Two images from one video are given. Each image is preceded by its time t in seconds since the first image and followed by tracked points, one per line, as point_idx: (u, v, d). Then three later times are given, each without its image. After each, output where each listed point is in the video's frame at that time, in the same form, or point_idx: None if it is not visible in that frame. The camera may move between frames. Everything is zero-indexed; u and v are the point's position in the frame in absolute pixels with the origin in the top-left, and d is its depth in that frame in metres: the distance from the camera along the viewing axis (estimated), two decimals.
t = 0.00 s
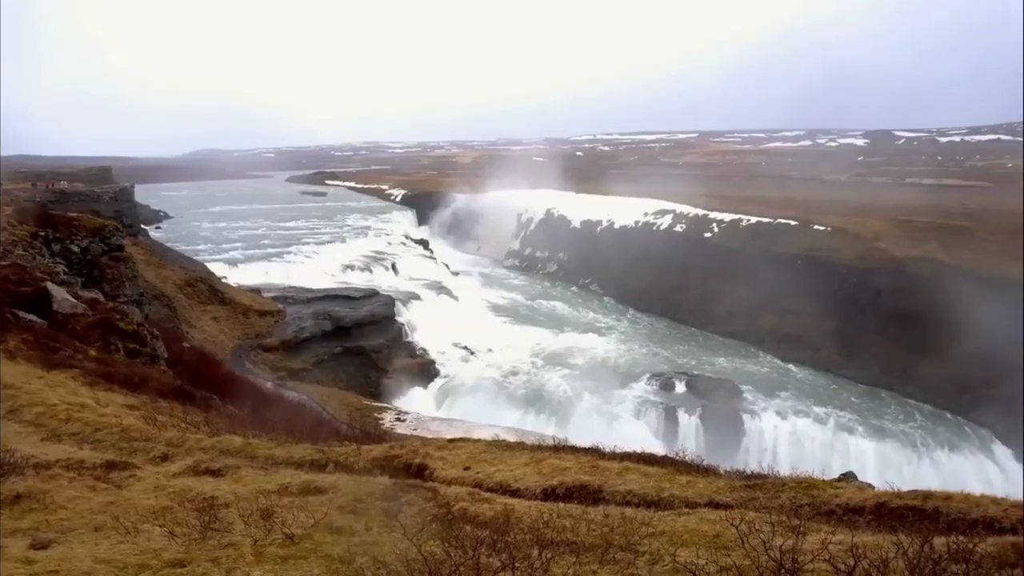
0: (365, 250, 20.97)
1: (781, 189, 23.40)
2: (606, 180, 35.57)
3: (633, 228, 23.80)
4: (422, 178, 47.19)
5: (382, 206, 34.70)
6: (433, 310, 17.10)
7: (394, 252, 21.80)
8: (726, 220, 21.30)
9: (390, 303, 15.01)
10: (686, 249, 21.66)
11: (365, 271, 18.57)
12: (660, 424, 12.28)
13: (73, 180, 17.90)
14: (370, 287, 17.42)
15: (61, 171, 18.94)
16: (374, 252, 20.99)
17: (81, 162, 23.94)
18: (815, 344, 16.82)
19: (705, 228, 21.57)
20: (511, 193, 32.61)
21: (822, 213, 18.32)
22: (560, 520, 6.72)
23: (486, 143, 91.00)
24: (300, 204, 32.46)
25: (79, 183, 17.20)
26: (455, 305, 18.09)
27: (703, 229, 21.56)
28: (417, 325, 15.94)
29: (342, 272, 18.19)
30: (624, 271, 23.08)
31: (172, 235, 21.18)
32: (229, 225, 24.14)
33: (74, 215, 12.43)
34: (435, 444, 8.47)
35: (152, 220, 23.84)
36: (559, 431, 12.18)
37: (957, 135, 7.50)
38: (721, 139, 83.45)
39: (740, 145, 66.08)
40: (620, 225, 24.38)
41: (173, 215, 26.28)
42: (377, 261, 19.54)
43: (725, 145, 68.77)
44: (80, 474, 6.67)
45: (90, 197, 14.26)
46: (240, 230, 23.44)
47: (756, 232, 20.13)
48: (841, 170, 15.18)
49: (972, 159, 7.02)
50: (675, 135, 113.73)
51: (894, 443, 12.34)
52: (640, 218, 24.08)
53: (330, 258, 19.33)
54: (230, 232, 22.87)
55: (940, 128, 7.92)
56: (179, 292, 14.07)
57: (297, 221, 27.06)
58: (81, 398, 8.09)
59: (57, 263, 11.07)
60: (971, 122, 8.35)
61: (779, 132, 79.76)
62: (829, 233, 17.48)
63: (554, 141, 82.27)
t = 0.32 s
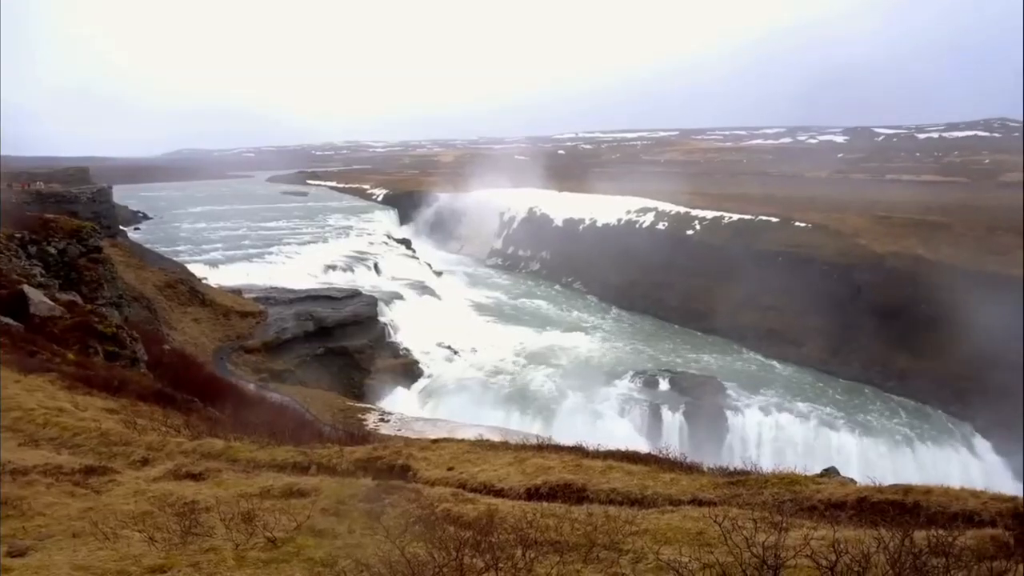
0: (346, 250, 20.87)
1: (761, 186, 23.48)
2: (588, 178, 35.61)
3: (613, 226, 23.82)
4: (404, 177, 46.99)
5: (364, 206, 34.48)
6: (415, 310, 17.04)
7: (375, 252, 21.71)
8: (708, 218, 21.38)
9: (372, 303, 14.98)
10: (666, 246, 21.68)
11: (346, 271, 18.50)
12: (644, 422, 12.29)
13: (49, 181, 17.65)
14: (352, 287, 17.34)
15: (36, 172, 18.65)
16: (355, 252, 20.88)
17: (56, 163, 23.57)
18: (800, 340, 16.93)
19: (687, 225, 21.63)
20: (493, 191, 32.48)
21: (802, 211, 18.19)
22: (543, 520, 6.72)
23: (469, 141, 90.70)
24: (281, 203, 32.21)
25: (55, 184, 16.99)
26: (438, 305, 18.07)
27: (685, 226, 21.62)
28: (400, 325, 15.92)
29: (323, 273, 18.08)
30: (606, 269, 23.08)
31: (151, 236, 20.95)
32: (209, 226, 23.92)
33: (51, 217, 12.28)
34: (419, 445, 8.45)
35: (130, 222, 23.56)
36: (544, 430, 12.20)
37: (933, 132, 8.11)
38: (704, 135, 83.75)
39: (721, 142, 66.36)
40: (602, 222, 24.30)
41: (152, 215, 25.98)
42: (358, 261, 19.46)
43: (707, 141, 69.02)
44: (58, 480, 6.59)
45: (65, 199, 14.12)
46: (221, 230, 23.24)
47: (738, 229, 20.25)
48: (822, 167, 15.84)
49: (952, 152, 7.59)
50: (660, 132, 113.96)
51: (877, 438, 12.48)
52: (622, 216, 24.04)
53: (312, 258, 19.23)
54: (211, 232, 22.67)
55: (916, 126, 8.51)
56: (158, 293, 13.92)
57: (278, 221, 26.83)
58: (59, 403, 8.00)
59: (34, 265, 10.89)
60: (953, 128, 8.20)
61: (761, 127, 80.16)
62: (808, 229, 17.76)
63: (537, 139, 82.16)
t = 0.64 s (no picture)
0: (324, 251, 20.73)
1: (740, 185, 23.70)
2: (568, 177, 35.66)
3: (590, 225, 23.86)
4: (383, 176, 46.68)
5: (342, 206, 34.19)
6: (393, 310, 16.95)
7: (354, 252, 21.58)
8: (686, 217, 21.57)
9: (350, 304, 14.89)
10: (642, 246, 21.74)
11: (325, 271, 18.39)
12: (625, 420, 12.33)
13: (18, 181, 17.30)
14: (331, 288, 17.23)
15: (5, 171, 18.25)
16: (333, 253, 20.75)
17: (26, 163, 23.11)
18: (779, 338, 17.06)
19: (666, 224, 21.76)
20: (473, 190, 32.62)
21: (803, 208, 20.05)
22: (523, 519, 6.71)
23: (450, 140, 90.69)
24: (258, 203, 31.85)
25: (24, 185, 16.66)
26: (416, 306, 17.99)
27: (664, 225, 21.74)
28: (379, 325, 15.82)
29: (300, 273, 17.99)
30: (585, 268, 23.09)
31: (124, 237, 20.61)
32: (184, 227, 23.59)
33: (19, 219, 12.04)
34: (397, 446, 8.40)
35: (102, 223, 23.13)
36: (525, 430, 12.19)
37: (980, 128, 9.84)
38: (683, 134, 84.23)
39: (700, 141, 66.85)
40: (581, 222, 24.27)
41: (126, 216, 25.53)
42: (337, 261, 19.35)
43: (686, 141, 69.38)
44: (27, 486, 6.45)
45: (35, 200, 13.85)
46: (196, 231, 22.93)
47: (717, 228, 20.41)
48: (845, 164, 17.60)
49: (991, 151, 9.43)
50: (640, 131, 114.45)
51: (853, 433, 12.66)
52: (601, 215, 24.08)
53: (289, 258, 19.07)
54: (186, 233, 22.36)
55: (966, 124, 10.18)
56: (132, 295, 13.71)
57: (255, 221, 26.57)
58: (29, 408, 7.84)
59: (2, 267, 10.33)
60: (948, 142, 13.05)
61: (738, 127, 80.88)
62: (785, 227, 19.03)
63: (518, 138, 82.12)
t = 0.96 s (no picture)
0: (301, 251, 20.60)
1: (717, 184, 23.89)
2: (548, 176, 35.69)
3: (569, 224, 23.88)
4: (361, 176, 46.32)
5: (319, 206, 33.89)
6: (371, 311, 16.87)
7: (331, 252, 21.47)
8: (664, 215, 21.72)
9: (328, 305, 14.81)
10: (622, 245, 21.81)
11: (302, 271, 18.27)
12: (604, 419, 12.36)
13: None
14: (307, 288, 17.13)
15: None
16: (311, 253, 20.59)
17: None
18: (758, 335, 17.22)
19: (643, 223, 21.87)
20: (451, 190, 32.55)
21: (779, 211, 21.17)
22: (501, 519, 6.71)
23: (431, 141, 90.08)
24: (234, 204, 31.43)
25: None
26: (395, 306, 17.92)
27: (642, 224, 21.85)
28: (357, 326, 15.72)
29: (277, 274, 17.81)
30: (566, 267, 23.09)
31: (96, 238, 20.24)
32: (158, 228, 23.21)
33: None
34: (375, 448, 8.35)
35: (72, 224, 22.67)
36: (504, 430, 12.20)
37: None
38: (663, 134, 84.44)
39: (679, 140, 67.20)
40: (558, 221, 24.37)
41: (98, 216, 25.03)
42: (314, 261, 19.24)
43: (662, 140, 69.74)
44: None
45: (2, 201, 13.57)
46: (170, 232, 22.58)
47: (694, 227, 20.55)
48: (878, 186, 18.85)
49: None
50: (622, 130, 114.70)
51: (829, 428, 12.80)
52: (578, 215, 24.14)
53: (265, 258, 19.00)
54: (159, 234, 22.02)
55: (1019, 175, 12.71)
56: (103, 298, 13.48)
57: (231, 222, 26.20)
58: None
59: None
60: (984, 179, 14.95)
61: (716, 126, 81.32)
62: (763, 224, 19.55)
63: (498, 138, 81.75)
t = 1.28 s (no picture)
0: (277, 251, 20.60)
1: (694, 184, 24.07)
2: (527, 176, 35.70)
3: (549, 223, 23.91)
4: (337, 175, 45.91)
5: (295, 206, 33.53)
6: (348, 311, 16.77)
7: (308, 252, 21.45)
8: (642, 214, 21.81)
9: (304, 305, 14.71)
10: (602, 243, 21.88)
11: (277, 271, 18.28)
12: (583, 417, 12.41)
13: None
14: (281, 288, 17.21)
15: None
16: (287, 253, 20.56)
17: None
18: (736, 333, 17.39)
19: (621, 222, 21.94)
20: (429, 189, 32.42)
21: (756, 211, 21.51)
22: (479, 519, 6.70)
23: (410, 140, 89.88)
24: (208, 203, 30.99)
25: None
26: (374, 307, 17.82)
27: (620, 223, 21.92)
28: (336, 327, 15.61)
29: (252, 275, 17.64)
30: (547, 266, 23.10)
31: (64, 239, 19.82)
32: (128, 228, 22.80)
33: None
34: (353, 449, 8.29)
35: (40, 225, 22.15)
36: (484, 430, 12.22)
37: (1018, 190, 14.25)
38: (641, 133, 84.79)
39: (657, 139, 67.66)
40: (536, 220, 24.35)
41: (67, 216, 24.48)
42: (290, 261, 19.25)
43: (638, 139, 69.97)
44: None
45: None
46: (141, 232, 22.19)
47: (672, 226, 20.67)
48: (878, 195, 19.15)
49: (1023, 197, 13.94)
50: (601, 129, 115.00)
51: (805, 425, 12.97)
52: (557, 214, 24.16)
53: (240, 258, 18.82)
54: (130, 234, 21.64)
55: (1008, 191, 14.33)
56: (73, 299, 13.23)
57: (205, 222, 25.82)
58: None
59: None
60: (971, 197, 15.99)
61: (692, 126, 81.88)
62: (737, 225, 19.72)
63: (477, 137, 81.52)
